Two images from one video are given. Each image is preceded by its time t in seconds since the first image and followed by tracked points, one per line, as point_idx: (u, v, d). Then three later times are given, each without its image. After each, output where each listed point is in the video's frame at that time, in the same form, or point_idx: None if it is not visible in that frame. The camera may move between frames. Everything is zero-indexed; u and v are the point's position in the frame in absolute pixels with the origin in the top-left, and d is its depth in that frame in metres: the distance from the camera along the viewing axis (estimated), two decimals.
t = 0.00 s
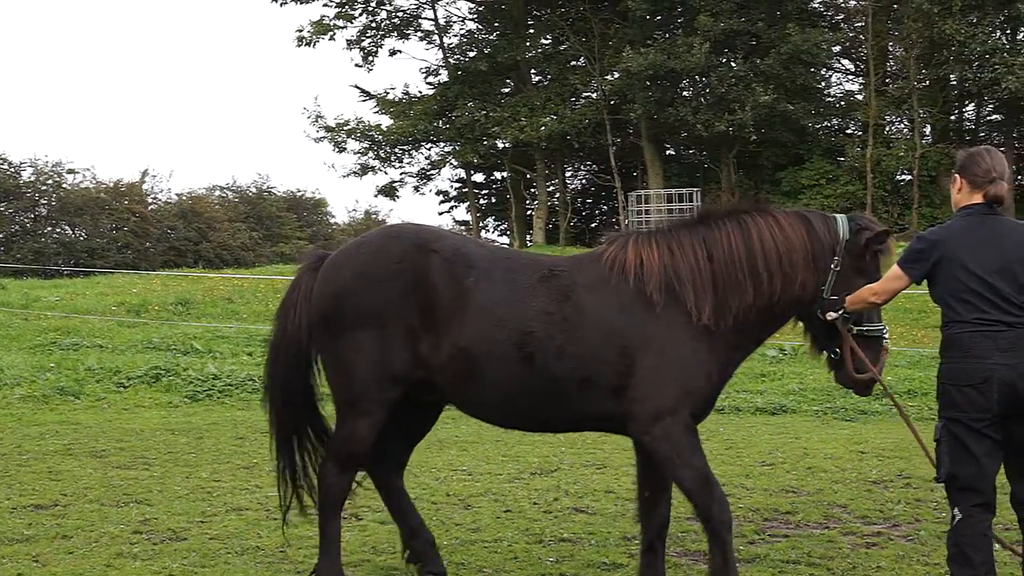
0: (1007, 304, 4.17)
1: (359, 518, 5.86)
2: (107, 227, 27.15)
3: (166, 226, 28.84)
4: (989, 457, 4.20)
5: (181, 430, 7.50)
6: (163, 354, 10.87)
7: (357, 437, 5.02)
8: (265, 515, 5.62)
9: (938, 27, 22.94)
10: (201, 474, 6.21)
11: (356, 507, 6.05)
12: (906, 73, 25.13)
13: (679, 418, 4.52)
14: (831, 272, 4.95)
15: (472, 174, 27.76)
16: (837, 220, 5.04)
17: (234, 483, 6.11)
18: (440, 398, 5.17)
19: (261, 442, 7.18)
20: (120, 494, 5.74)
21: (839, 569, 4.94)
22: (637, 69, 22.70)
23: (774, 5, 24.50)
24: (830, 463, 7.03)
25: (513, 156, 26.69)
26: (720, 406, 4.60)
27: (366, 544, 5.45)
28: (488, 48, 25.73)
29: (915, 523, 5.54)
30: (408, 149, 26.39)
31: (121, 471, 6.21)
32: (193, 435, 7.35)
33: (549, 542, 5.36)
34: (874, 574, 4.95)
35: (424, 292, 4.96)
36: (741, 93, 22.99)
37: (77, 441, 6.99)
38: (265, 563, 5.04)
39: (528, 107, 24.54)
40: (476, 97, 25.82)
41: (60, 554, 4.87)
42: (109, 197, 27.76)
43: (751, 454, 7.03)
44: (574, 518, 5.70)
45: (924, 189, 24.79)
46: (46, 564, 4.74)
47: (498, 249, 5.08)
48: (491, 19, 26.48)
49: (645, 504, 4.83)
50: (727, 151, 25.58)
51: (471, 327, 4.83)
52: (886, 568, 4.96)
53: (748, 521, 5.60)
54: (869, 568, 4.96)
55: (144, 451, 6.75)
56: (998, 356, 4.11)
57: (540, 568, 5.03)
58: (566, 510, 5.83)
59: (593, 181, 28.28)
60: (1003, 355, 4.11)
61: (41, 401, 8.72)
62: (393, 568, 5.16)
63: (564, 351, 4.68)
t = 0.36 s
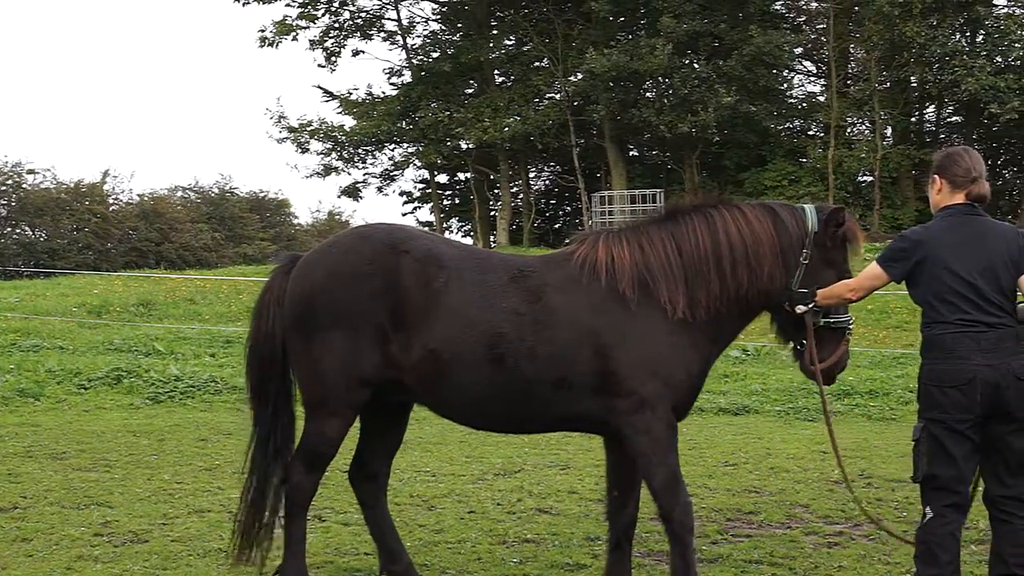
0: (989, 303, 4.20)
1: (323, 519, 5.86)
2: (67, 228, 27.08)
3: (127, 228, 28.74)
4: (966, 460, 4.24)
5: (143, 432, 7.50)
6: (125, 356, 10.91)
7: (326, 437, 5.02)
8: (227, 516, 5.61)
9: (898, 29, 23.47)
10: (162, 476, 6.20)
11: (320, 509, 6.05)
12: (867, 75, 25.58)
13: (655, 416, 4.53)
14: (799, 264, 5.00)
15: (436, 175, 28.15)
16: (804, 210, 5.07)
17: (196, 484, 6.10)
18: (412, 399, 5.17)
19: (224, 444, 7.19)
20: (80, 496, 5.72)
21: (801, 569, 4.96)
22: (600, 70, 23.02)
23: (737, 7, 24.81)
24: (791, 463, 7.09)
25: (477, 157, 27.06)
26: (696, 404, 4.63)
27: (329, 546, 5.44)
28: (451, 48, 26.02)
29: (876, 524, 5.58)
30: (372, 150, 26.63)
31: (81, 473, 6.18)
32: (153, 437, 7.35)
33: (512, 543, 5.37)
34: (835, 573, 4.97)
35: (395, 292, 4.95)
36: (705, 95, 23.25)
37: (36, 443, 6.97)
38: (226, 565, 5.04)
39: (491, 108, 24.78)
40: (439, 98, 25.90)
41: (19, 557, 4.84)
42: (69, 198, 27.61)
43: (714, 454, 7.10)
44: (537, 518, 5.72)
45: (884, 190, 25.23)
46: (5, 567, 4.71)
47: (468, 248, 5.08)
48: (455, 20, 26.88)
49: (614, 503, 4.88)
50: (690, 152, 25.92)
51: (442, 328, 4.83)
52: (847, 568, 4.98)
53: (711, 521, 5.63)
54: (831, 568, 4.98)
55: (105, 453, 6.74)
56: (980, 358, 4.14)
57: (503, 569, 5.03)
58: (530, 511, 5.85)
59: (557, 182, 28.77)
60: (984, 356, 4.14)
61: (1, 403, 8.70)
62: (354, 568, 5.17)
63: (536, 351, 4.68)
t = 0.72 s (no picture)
0: (971, 305, 4.23)
1: (290, 521, 5.86)
2: (33, 228, 26.08)
3: (92, 229, 27.47)
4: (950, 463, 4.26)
5: (108, 434, 7.50)
6: (88, 357, 10.90)
7: (296, 437, 5.00)
8: (193, 518, 5.60)
9: (863, 30, 23.24)
10: (127, 478, 6.19)
11: (288, 511, 6.05)
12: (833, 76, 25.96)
13: (627, 416, 4.53)
14: (772, 277, 4.92)
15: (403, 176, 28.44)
16: (794, 227, 4.96)
17: (161, 486, 6.10)
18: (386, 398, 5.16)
19: (190, 445, 7.20)
20: (44, 498, 5.69)
21: (768, 569, 4.97)
22: (567, 71, 23.29)
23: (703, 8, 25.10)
24: (757, 463, 7.18)
25: (444, 157, 27.43)
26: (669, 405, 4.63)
27: (296, 547, 5.43)
28: (417, 49, 26.26)
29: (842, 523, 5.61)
30: (338, 149, 26.72)
31: (45, 475, 6.16)
32: (118, 438, 7.35)
33: (480, 543, 5.38)
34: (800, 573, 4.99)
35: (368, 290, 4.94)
36: (671, 96, 23.56)
37: None
38: (193, 567, 5.00)
39: (458, 109, 25.01)
40: (406, 98, 26.40)
41: None
42: (33, 198, 26.54)
43: (682, 455, 7.20)
44: (505, 519, 5.74)
45: (850, 191, 25.64)
46: None
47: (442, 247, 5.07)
48: (422, 21, 27.25)
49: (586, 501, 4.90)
50: (657, 153, 26.23)
51: (415, 327, 4.83)
52: (812, 568, 5.00)
53: (678, 521, 5.67)
54: (796, 567, 5.00)
55: (69, 454, 6.73)
56: (963, 359, 4.16)
57: (470, 569, 5.04)
58: (497, 511, 5.88)
59: (524, 182, 29.30)
60: (967, 358, 4.16)
61: None
62: (321, 569, 5.16)
63: (508, 349, 4.68)
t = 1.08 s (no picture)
0: (967, 308, 4.23)
1: (261, 522, 5.87)
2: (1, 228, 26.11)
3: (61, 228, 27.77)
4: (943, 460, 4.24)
5: (76, 435, 7.51)
6: (57, 358, 10.92)
7: (267, 437, 4.97)
8: (162, 520, 5.60)
9: (833, 33, 23.80)
10: (97, 480, 6.19)
11: (259, 512, 6.07)
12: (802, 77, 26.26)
13: (600, 418, 4.52)
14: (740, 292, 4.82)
15: (374, 177, 28.60)
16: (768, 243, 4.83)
17: (130, 488, 6.10)
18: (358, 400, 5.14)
19: (159, 447, 7.22)
20: (12, 501, 5.68)
21: (737, 568, 4.98)
22: (537, 71, 23.49)
23: (673, 10, 25.38)
24: (726, 464, 7.29)
25: (415, 158, 27.55)
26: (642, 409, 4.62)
27: (267, 548, 5.42)
28: (387, 50, 26.35)
29: (810, 523, 5.67)
30: (308, 150, 26.73)
31: (12, 477, 6.15)
32: (87, 440, 7.35)
33: (450, 544, 5.39)
34: (771, 573, 4.99)
35: (341, 292, 4.91)
36: (641, 97, 23.74)
37: None
38: (162, 568, 4.97)
39: (428, 109, 25.12)
40: (377, 99, 26.43)
41: None
42: None
43: (652, 455, 7.33)
44: (475, 520, 5.78)
45: (820, 192, 25.90)
46: None
47: (415, 249, 5.05)
48: (391, 22, 27.38)
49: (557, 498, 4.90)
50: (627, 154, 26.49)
51: (388, 329, 4.80)
52: (782, 568, 5.00)
53: (647, 522, 5.71)
54: (766, 568, 5.00)
55: (37, 456, 6.73)
56: (965, 362, 4.14)
57: (439, 571, 5.02)
58: (467, 512, 5.90)
59: (494, 184, 29.44)
60: (969, 361, 4.14)
61: None
62: (291, 571, 5.14)
63: (481, 351, 4.65)
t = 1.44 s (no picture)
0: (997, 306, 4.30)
1: (237, 523, 5.90)
2: None
3: (33, 230, 29.56)
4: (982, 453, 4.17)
5: (52, 437, 7.54)
6: (32, 358, 10.96)
7: (247, 439, 4.89)
8: (138, 521, 5.61)
9: (809, 33, 24.14)
10: (72, 481, 6.22)
11: (235, 514, 6.10)
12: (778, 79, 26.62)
13: (581, 419, 4.46)
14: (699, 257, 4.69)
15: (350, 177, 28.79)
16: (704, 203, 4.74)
17: (106, 489, 6.13)
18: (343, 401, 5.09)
19: (136, 448, 7.26)
20: None
21: (713, 568, 4.98)
22: (513, 72, 23.66)
23: (649, 10, 25.56)
24: (702, 464, 7.39)
25: (392, 159, 27.68)
26: (624, 410, 4.55)
27: (243, 549, 5.43)
28: (364, 50, 26.42)
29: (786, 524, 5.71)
30: (284, 151, 26.79)
31: None
32: (63, 441, 7.39)
33: (427, 545, 5.40)
34: (748, 573, 4.98)
35: (320, 297, 4.84)
36: (618, 98, 23.92)
37: None
38: (138, 569, 4.97)
39: (405, 110, 25.22)
40: (352, 100, 26.41)
41: None
42: None
43: (629, 456, 7.45)
44: (452, 521, 5.83)
45: (794, 192, 26.13)
46: None
47: (395, 252, 4.99)
48: (367, 22, 27.40)
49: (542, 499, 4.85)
50: (603, 155, 26.77)
51: (368, 333, 4.74)
52: (759, 568, 4.99)
53: (623, 522, 5.75)
54: (742, 568, 4.99)
55: (12, 458, 6.76)
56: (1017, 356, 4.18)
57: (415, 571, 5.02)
58: (444, 513, 5.92)
59: (469, 184, 29.95)
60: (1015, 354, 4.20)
61: None
62: (268, 572, 5.13)
63: (461, 355, 4.58)
